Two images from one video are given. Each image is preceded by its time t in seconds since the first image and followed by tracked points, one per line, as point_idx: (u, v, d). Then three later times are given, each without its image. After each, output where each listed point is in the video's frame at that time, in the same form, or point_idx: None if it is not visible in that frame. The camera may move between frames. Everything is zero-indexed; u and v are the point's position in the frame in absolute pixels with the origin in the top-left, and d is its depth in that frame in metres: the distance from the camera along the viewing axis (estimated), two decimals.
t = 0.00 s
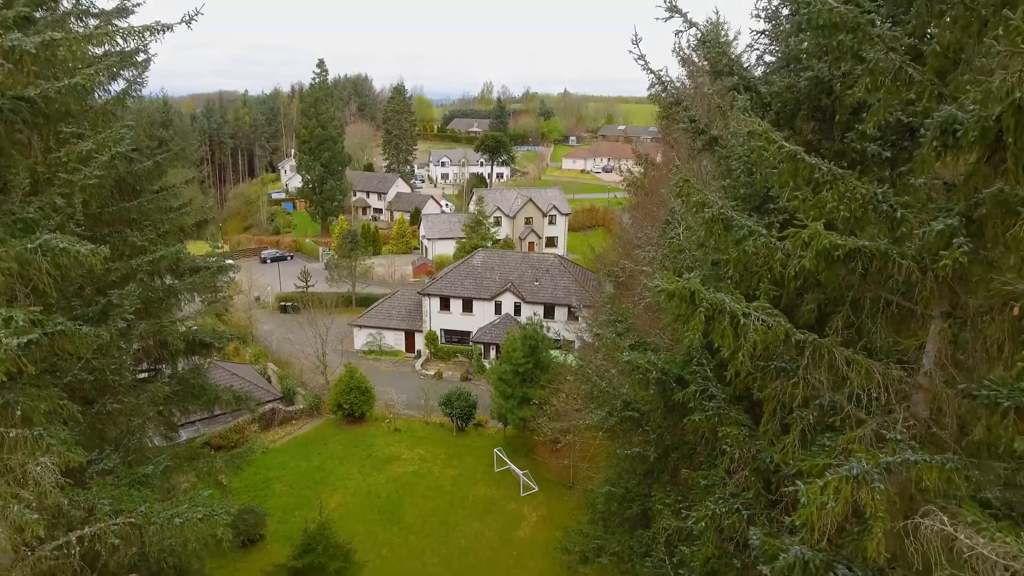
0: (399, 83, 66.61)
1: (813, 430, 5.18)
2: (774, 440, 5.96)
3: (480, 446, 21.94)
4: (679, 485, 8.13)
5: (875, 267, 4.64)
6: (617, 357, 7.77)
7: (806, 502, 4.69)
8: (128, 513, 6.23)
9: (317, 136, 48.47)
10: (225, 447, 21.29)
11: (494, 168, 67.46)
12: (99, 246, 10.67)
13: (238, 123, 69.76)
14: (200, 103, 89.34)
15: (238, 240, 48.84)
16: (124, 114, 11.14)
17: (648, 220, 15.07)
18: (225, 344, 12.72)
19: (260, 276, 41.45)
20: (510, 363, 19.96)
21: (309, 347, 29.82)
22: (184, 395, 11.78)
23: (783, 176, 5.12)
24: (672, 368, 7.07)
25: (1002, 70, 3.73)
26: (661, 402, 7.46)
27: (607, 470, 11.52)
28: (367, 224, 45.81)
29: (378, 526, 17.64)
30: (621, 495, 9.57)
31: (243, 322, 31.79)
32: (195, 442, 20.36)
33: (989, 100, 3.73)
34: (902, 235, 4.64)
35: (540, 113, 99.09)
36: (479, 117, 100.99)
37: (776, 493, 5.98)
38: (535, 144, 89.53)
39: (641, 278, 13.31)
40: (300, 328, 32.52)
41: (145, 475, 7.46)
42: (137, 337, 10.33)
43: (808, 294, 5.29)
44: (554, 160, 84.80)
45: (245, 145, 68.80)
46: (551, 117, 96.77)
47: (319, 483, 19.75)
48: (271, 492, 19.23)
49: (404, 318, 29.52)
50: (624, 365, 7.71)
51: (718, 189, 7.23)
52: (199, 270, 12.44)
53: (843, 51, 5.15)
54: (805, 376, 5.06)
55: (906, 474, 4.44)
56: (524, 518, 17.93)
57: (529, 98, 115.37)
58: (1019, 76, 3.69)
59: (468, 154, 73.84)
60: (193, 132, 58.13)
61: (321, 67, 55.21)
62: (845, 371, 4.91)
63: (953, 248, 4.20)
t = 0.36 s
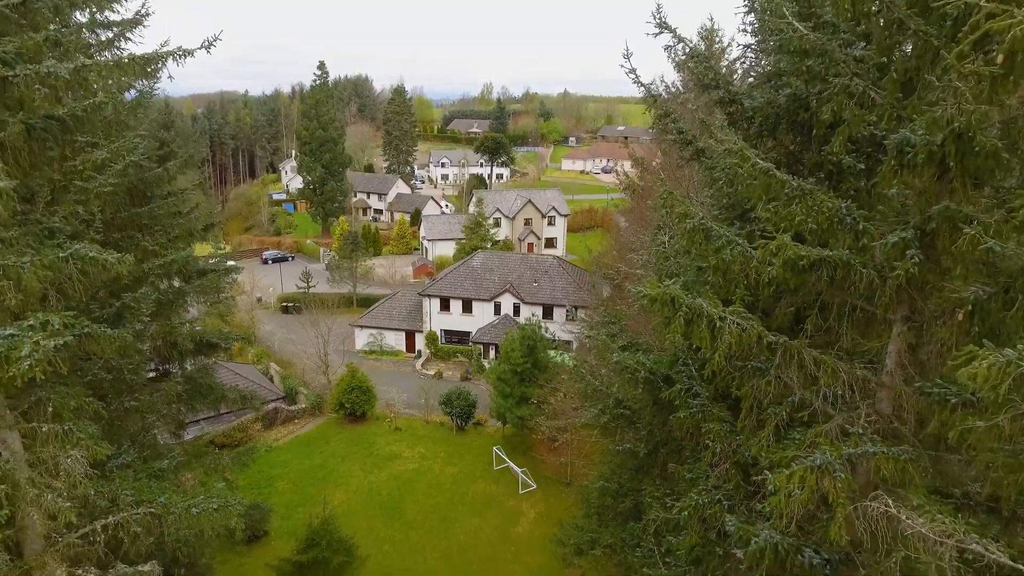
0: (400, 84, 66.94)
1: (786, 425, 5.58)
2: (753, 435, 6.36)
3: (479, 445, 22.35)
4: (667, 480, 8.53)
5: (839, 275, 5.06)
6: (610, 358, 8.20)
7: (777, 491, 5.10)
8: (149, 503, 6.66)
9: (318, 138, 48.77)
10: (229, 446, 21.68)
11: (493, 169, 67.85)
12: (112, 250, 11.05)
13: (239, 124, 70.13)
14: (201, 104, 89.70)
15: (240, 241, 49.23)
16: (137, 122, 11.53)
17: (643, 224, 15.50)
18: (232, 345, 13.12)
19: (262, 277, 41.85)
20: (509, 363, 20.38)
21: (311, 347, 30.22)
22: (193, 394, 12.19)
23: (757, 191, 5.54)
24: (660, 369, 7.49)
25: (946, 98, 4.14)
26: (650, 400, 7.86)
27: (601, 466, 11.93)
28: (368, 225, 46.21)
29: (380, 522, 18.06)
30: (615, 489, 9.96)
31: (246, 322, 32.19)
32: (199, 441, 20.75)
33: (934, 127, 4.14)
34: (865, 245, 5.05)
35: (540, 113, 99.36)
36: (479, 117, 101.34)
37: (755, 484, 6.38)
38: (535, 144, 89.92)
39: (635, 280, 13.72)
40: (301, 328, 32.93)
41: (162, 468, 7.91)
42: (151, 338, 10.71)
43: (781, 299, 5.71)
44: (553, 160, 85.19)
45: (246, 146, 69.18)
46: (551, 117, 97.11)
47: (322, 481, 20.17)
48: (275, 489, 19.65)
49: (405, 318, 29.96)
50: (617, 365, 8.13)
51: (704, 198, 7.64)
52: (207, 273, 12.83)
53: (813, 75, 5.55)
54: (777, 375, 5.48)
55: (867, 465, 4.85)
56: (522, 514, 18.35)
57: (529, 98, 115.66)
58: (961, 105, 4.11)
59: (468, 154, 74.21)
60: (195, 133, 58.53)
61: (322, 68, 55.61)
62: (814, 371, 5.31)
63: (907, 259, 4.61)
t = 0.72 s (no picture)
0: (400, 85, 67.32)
1: (763, 418, 5.98)
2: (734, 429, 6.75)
3: (479, 442, 22.75)
4: (658, 472, 8.91)
5: (810, 278, 5.44)
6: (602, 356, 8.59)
7: (752, 478, 5.51)
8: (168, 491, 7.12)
9: (319, 139, 49.14)
10: (233, 443, 22.07)
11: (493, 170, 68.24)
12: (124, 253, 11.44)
13: (240, 125, 70.50)
14: (201, 105, 90.05)
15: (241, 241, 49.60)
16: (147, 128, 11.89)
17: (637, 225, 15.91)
18: (238, 344, 13.52)
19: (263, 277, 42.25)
20: (508, 362, 20.77)
21: (313, 346, 30.62)
22: (202, 391, 12.58)
23: (736, 200, 5.93)
24: (649, 366, 7.89)
25: (902, 119, 4.53)
26: (641, 396, 8.26)
27: (596, 461, 12.32)
28: (369, 226, 46.61)
29: (381, 517, 18.46)
30: (608, 483, 10.35)
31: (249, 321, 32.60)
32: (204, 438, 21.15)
33: (891, 144, 4.54)
34: (834, 251, 5.44)
35: (539, 114, 99.73)
36: (479, 118, 101.72)
37: (737, 474, 6.76)
38: (534, 145, 90.30)
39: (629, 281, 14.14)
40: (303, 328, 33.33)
41: (175, 460, 8.34)
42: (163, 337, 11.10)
43: (758, 300, 6.11)
44: (553, 161, 85.59)
45: (247, 147, 69.56)
46: (550, 118, 97.53)
47: (324, 477, 20.57)
48: (278, 485, 20.05)
49: (406, 318, 30.38)
50: (609, 362, 8.52)
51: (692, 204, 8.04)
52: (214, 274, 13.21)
53: (789, 91, 5.95)
54: (755, 371, 5.87)
55: (835, 454, 5.24)
56: (521, 510, 18.76)
57: (529, 99, 116.04)
58: (913, 125, 4.50)
59: (468, 155, 74.60)
60: (196, 134, 58.90)
61: (323, 70, 55.99)
62: (789, 367, 5.70)
63: (870, 263, 5.01)
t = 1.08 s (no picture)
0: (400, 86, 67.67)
1: (744, 410, 6.36)
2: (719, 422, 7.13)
3: (479, 440, 23.14)
4: (649, 465, 9.29)
5: (786, 279, 5.83)
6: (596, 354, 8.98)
7: (731, 466, 5.90)
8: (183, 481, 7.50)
9: (320, 139, 49.48)
10: (237, 441, 22.45)
11: (492, 170, 68.64)
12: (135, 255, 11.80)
13: (241, 126, 70.82)
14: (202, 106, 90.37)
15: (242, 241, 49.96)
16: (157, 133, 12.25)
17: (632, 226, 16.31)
18: (243, 343, 13.90)
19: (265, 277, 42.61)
20: (507, 360, 21.15)
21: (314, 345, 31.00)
22: (209, 388, 12.96)
23: (718, 205, 6.33)
24: (640, 363, 8.27)
25: (866, 134, 4.93)
26: (632, 391, 8.64)
27: (591, 455, 12.70)
28: (369, 227, 46.99)
29: (382, 513, 18.85)
30: (602, 476, 10.73)
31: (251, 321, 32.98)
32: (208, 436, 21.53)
33: (857, 156, 4.93)
34: (808, 254, 5.84)
35: (539, 114, 100.07)
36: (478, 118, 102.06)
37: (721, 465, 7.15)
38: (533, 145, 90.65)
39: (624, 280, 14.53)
40: (304, 328, 33.71)
41: (187, 453, 8.73)
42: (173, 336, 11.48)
43: (739, 299, 6.51)
44: (552, 161, 85.98)
45: (247, 147, 69.89)
46: (550, 119, 97.90)
47: (326, 474, 20.96)
48: (281, 482, 20.44)
49: (406, 317, 30.77)
50: (602, 360, 8.90)
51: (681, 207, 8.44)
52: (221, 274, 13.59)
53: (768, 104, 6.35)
54: (736, 366, 6.25)
55: (808, 443, 5.63)
56: (520, 506, 19.15)
57: (529, 99, 116.38)
58: (875, 139, 4.91)
59: (467, 156, 74.97)
60: (197, 136, 59.25)
61: (324, 71, 56.31)
62: (767, 363, 6.09)
63: (838, 265, 5.40)
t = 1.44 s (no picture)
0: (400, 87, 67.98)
1: (727, 403, 6.76)
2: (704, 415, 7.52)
3: (478, 438, 23.55)
4: (640, 458, 9.68)
5: (764, 279, 6.22)
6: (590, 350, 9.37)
7: (713, 455, 6.28)
8: (196, 472, 7.86)
9: (321, 140, 49.78)
10: (241, 438, 22.82)
11: (492, 171, 69.03)
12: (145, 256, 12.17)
13: (241, 126, 71.11)
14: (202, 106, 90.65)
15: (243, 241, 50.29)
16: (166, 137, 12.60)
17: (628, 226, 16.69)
18: (249, 341, 14.28)
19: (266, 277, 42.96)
20: (506, 359, 21.53)
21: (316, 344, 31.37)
22: (215, 385, 13.34)
23: (702, 210, 6.71)
24: (632, 359, 8.66)
25: (835, 145, 5.31)
26: (625, 387, 9.03)
27: (587, 450, 13.08)
28: (370, 227, 47.34)
29: (383, 508, 19.22)
30: (597, 469, 11.11)
31: (254, 320, 33.33)
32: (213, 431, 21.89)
33: (826, 166, 5.32)
34: (785, 256, 6.22)
35: (539, 115, 100.34)
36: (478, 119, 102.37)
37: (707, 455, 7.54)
38: (532, 146, 91.00)
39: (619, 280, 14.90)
40: (306, 327, 34.09)
41: (198, 446, 9.11)
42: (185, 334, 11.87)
43: (722, 298, 6.89)
44: (552, 162, 86.30)
45: (248, 148, 70.20)
46: (549, 119, 98.22)
47: (328, 471, 21.34)
48: (284, 478, 20.81)
49: (407, 317, 31.15)
50: (596, 357, 9.29)
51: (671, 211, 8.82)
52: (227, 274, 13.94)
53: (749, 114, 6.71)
54: (719, 361, 6.64)
55: (784, 433, 6.01)
56: (519, 502, 19.53)
57: (529, 100, 116.68)
58: (843, 150, 5.29)
59: (468, 156, 75.29)
60: (198, 136, 59.52)
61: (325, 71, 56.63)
62: (748, 358, 6.49)
63: (812, 266, 5.78)
